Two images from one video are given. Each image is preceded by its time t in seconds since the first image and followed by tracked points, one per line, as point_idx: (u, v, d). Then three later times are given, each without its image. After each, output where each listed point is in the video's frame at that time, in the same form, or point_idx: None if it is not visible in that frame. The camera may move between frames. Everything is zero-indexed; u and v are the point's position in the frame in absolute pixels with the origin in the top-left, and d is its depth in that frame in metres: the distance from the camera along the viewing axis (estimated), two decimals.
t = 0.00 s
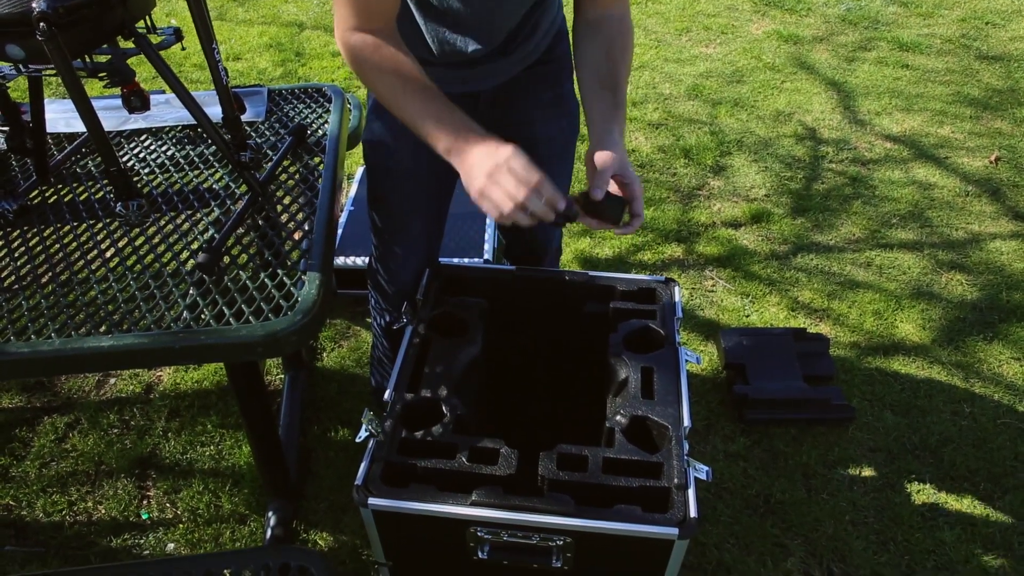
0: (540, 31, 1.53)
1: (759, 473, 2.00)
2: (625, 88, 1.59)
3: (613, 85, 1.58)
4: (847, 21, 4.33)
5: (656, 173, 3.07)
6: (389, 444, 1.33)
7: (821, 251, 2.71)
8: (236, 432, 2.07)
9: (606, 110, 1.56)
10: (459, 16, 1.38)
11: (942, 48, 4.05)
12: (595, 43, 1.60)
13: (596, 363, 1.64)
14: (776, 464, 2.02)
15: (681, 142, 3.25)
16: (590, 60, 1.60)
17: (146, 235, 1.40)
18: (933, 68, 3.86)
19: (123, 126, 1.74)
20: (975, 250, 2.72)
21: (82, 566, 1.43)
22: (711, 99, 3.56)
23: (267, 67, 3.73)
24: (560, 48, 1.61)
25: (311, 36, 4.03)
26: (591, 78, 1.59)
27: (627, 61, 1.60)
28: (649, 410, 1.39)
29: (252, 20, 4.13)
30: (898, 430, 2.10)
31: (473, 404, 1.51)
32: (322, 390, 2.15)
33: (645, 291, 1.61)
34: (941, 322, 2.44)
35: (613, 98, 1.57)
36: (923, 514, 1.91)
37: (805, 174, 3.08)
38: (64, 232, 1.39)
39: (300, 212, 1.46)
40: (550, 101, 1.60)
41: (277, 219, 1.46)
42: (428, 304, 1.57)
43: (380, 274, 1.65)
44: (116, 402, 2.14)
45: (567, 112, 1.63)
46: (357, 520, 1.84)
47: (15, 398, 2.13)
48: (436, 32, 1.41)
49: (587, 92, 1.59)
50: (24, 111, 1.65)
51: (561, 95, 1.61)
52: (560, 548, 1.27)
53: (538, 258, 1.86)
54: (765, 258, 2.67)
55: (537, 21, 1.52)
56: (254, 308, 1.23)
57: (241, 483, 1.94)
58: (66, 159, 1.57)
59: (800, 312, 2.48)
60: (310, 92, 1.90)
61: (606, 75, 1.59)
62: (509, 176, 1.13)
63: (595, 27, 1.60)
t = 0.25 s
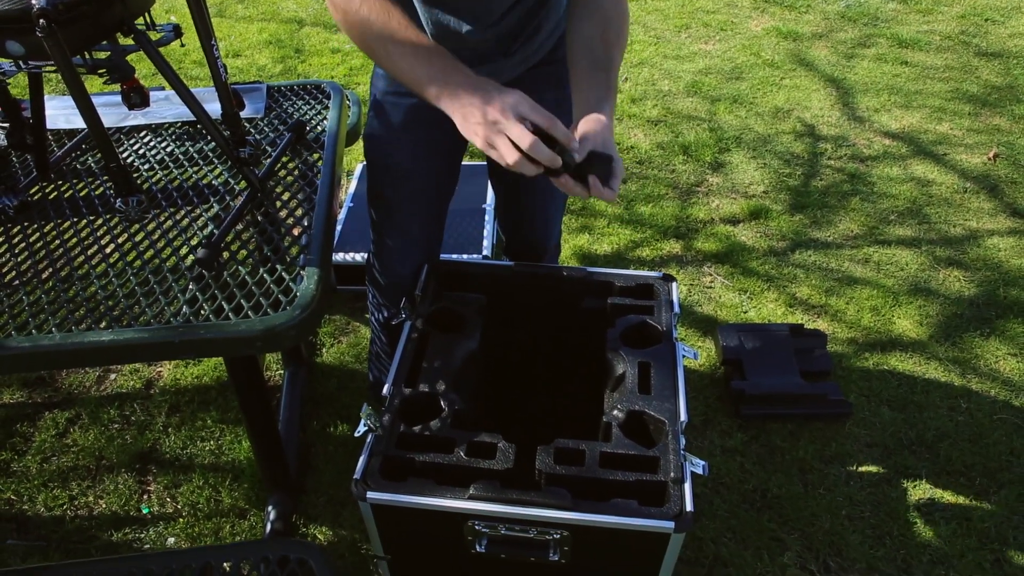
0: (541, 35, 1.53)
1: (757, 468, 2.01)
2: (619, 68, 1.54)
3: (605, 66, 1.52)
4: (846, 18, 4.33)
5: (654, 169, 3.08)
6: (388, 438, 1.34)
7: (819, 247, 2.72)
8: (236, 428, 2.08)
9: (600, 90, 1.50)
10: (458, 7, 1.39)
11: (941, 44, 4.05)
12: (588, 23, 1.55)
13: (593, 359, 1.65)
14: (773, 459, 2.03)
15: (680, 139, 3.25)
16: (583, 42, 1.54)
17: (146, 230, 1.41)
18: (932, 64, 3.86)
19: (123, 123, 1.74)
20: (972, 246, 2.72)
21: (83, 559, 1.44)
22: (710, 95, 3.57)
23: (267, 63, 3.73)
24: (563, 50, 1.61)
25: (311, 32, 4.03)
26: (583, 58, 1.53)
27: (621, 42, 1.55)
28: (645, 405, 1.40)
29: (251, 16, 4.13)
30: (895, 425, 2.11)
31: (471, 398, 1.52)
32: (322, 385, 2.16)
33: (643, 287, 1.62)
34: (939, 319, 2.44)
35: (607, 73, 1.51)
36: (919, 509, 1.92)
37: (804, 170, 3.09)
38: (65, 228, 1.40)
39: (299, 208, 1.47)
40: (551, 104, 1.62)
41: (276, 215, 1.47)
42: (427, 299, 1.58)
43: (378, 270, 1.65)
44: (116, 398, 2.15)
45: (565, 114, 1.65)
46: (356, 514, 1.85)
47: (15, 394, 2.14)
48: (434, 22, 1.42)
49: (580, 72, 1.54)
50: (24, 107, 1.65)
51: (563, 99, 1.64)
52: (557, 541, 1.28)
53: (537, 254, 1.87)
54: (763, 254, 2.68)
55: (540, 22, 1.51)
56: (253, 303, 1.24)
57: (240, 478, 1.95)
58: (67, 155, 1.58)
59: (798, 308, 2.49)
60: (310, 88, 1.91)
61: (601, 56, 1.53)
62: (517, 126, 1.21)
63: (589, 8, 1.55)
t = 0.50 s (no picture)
0: (539, 35, 1.53)
1: (755, 464, 2.01)
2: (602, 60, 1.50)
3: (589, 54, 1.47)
4: (846, 14, 4.32)
5: (654, 166, 3.08)
6: (385, 433, 1.34)
7: (818, 243, 2.72)
8: (235, 423, 2.09)
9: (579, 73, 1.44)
10: (453, 1, 1.39)
11: (942, 41, 4.05)
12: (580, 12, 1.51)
13: (592, 354, 1.65)
14: (771, 455, 2.03)
15: (679, 135, 3.25)
16: (572, 29, 1.50)
17: (143, 226, 1.41)
18: (932, 61, 3.86)
19: (121, 118, 1.74)
20: (972, 243, 2.72)
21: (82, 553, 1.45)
22: (710, 92, 3.57)
23: (266, 60, 3.73)
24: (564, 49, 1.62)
25: (310, 29, 4.03)
26: (569, 44, 1.49)
27: (609, 35, 1.52)
28: (642, 400, 1.40)
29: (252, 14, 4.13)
30: (893, 422, 2.12)
31: (468, 393, 1.52)
32: (320, 381, 2.17)
33: (640, 283, 1.62)
34: (937, 315, 2.45)
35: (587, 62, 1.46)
36: (916, 505, 1.92)
37: (803, 167, 3.09)
38: (63, 223, 1.41)
39: (296, 204, 1.47)
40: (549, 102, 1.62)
41: (274, 210, 1.47)
42: (424, 295, 1.58)
43: (375, 266, 1.66)
44: (115, 394, 2.15)
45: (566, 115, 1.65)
46: (354, 509, 1.86)
47: (15, 389, 2.15)
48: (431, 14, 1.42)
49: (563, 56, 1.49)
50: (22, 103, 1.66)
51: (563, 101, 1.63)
52: (553, 535, 1.28)
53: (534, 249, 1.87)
54: (762, 251, 2.68)
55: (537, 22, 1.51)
56: (251, 298, 1.24)
57: (240, 473, 1.96)
58: (65, 151, 1.58)
59: (796, 304, 2.49)
60: (308, 84, 1.91)
61: (587, 44, 1.49)
62: (488, 56, 1.17)
63: None
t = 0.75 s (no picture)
0: (536, 32, 1.54)
1: (753, 461, 2.01)
2: (591, 60, 1.45)
3: (578, 53, 1.43)
4: (846, 11, 4.31)
5: (653, 163, 3.08)
6: (382, 429, 1.35)
7: (817, 241, 2.72)
8: (234, 420, 2.09)
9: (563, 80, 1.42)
10: None
11: (941, 38, 4.04)
12: (568, 7, 1.46)
13: (589, 351, 1.65)
14: (768, 452, 2.04)
15: (678, 133, 3.25)
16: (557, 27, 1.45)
17: (141, 223, 1.42)
18: (932, 58, 3.85)
19: (119, 116, 1.75)
20: (971, 240, 2.72)
21: (81, 550, 1.45)
22: (709, 89, 3.56)
23: (265, 57, 3.73)
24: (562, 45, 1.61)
25: (310, 26, 4.03)
26: (554, 44, 1.44)
27: (597, 32, 1.47)
28: (639, 397, 1.40)
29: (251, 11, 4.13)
30: (891, 419, 2.12)
31: (466, 390, 1.52)
32: (319, 378, 2.17)
33: (638, 281, 1.62)
34: (936, 312, 2.45)
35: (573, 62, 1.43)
36: (914, 502, 1.92)
37: (802, 164, 3.09)
38: (61, 221, 1.41)
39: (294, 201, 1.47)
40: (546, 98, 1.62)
41: (271, 207, 1.47)
42: (422, 292, 1.58)
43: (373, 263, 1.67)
44: (114, 391, 2.15)
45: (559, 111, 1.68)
46: (352, 506, 1.86)
47: (14, 387, 2.15)
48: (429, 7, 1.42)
49: (547, 60, 1.44)
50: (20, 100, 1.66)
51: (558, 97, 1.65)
52: (550, 532, 1.28)
53: (532, 245, 1.87)
54: (760, 248, 2.68)
55: (534, 19, 1.51)
56: (248, 295, 1.24)
57: (238, 471, 1.96)
58: (63, 148, 1.58)
59: (795, 302, 2.49)
60: (306, 81, 1.91)
61: (572, 45, 1.44)
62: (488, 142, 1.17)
63: None
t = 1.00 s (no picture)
0: (535, 26, 1.53)
1: (750, 459, 2.02)
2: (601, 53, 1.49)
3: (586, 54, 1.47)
4: (846, 10, 4.32)
5: (652, 162, 3.08)
6: (379, 427, 1.35)
7: (815, 240, 2.72)
8: (233, 418, 2.09)
9: (577, 84, 1.47)
10: None
11: (941, 37, 4.04)
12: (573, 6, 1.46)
13: (586, 348, 1.66)
14: (766, 449, 2.04)
15: (677, 131, 3.25)
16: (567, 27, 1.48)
17: (140, 222, 1.42)
18: (931, 57, 3.86)
19: (118, 114, 1.75)
20: (969, 239, 2.73)
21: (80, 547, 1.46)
22: (708, 88, 3.56)
23: (265, 56, 3.74)
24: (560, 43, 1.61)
25: (309, 25, 4.03)
26: (565, 47, 1.48)
27: (604, 30, 1.48)
28: (635, 395, 1.40)
29: (251, 10, 4.14)
30: (888, 417, 2.12)
31: (464, 387, 1.53)
32: (318, 376, 2.17)
33: (636, 279, 1.63)
34: (934, 311, 2.45)
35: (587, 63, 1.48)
36: (911, 500, 1.93)
37: (801, 163, 3.09)
38: (59, 220, 1.41)
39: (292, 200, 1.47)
40: (545, 94, 1.61)
41: (270, 206, 1.48)
42: (419, 290, 1.58)
43: (371, 260, 1.67)
44: (114, 389, 2.16)
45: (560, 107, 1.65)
46: (351, 503, 1.87)
47: (14, 384, 2.16)
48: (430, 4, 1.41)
49: (562, 64, 1.48)
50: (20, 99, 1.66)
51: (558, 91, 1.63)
52: (546, 529, 1.29)
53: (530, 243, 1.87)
54: (759, 247, 2.69)
55: (533, 14, 1.50)
56: (245, 294, 1.25)
57: (237, 468, 1.97)
58: (62, 147, 1.59)
59: (793, 300, 2.50)
60: (304, 80, 1.92)
61: (582, 44, 1.48)
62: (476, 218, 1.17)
63: None
